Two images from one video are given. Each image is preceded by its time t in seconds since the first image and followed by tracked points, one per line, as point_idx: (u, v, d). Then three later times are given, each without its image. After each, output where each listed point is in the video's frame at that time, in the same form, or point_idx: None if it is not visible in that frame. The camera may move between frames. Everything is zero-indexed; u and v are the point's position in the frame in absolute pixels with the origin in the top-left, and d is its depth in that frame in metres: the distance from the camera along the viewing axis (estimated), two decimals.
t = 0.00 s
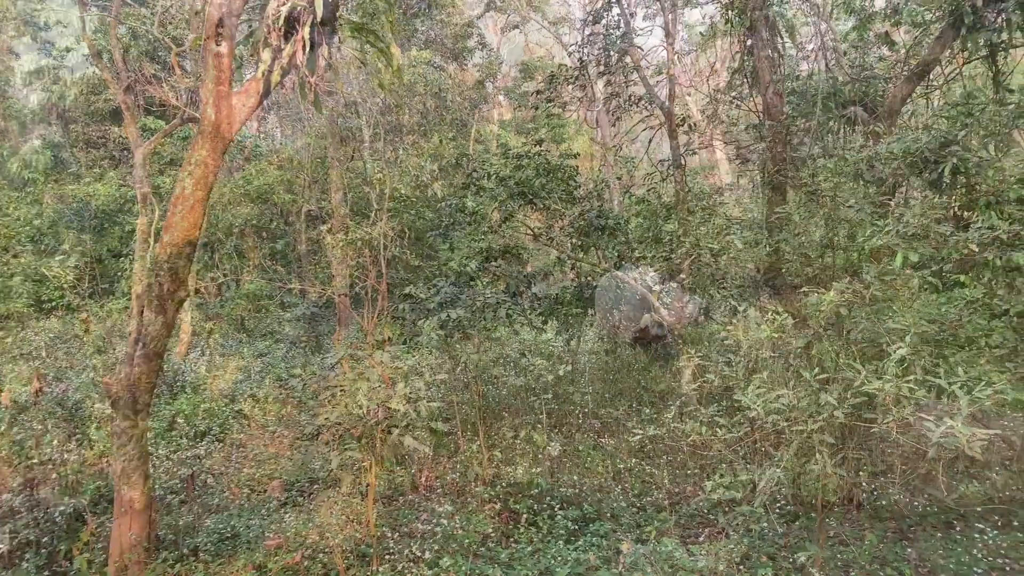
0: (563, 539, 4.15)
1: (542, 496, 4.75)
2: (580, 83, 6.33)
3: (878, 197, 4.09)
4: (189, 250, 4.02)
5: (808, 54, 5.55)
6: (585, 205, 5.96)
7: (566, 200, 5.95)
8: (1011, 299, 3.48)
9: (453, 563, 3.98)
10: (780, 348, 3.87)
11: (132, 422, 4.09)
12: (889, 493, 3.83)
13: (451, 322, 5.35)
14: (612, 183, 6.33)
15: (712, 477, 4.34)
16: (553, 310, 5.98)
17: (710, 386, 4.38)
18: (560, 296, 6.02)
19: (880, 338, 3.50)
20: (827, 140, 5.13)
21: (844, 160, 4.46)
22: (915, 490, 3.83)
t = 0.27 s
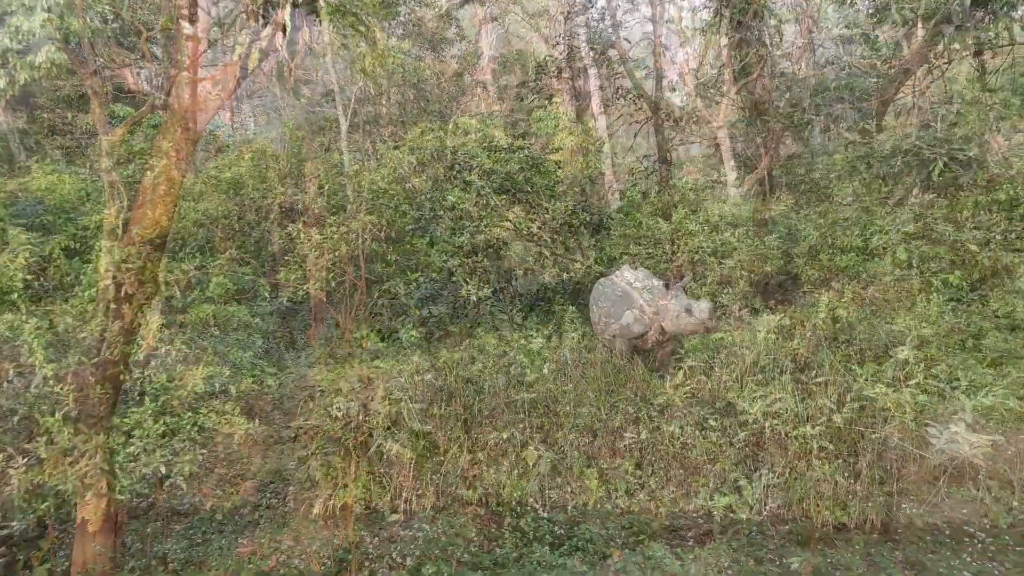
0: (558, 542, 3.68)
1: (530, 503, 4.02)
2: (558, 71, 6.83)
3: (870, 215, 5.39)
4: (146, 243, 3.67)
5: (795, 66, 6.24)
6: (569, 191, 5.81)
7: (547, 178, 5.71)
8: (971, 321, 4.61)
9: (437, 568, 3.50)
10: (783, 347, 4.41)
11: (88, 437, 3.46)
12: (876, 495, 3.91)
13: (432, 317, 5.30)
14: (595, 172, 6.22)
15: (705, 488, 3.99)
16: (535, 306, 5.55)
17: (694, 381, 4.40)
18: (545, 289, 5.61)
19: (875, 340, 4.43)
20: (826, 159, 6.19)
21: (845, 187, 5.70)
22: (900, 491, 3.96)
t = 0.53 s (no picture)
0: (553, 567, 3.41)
1: (519, 522, 3.65)
2: (554, 56, 6.66)
3: (880, 212, 5.33)
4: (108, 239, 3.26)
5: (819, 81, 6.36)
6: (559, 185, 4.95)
7: (517, 163, 4.40)
8: (994, 323, 4.36)
9: None
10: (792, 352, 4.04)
11: (43, 449, 3.08)
12: (891, 512, 3.60)
13: (410, 325, 4.59)
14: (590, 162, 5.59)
15: (707, 506, 3.66)
16: (522, 312, 4.94)
17: (700, 394, 3.84)
18: (533, 290, 4.97)
19: (891, 345, 4.22)
20: (837, 152, 6.71)
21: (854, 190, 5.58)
22: (917, 506, 3.69)
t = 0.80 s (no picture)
0: None
1: (501, 548, 3.38)
2: (537, 48, 6.22)
3: (888, 213, 5.05)
4: (51, 244, 3.07)
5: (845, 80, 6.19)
6: (545, 185, 4.69)
7: (498, 161, 4.14)
8: (1009, 332, 4.10)
9: None
10: (795, 364, 3.75)
11: None
12: (900, 535, 3.35)
13: (383, 336, 4.37)
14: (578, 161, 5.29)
15: (702, 531, 3.38)
16: (506, 320, 4.66)
17: (694, 409, 3.60)
18: (517, 298, 4.71)
19: (901, 356, 3.94)
20: (843, 150, 6.49)
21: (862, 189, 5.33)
22: (928, 529, 3.44)
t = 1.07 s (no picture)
0: None
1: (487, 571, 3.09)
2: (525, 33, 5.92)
3: (902, 209, 4.78)
4: None
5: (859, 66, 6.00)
6: (533, 180, 4.45)
7: (483, 154, 3.97)
8: None
9: None
10: (802, 373, 3.52)
11: None
12: (916, 556, 3.08)
13: (359, 343, 4.09)
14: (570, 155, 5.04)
15: (705, 553, 3.05)
16: (492, 325, 4.41)
17: (695, 421, 3.36)
18: (504, 302, 4.46)
19: (916, 364, 3.71)
20: (854, 143, 6.29)
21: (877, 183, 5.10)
22: (945, 549, 3.17)
